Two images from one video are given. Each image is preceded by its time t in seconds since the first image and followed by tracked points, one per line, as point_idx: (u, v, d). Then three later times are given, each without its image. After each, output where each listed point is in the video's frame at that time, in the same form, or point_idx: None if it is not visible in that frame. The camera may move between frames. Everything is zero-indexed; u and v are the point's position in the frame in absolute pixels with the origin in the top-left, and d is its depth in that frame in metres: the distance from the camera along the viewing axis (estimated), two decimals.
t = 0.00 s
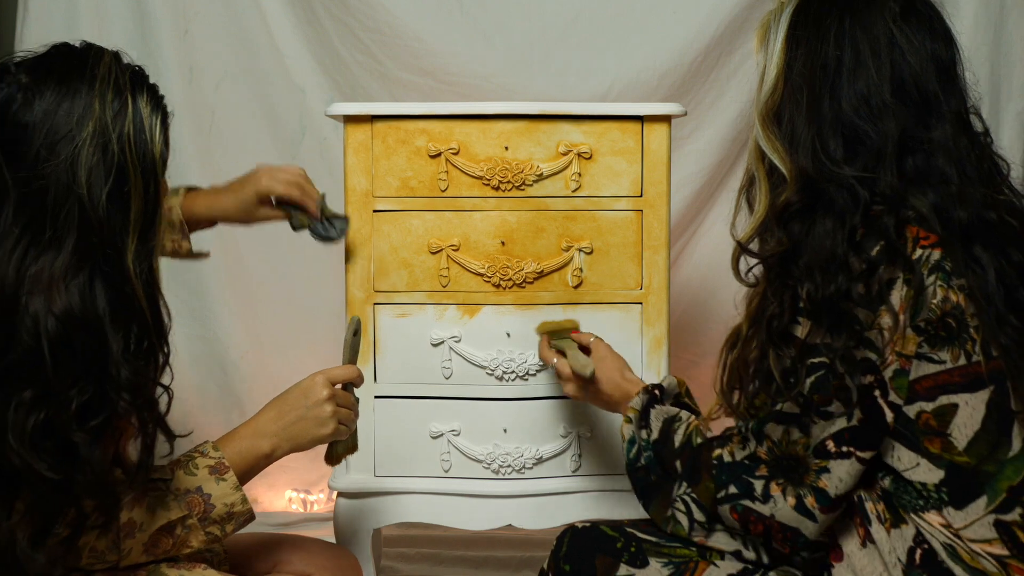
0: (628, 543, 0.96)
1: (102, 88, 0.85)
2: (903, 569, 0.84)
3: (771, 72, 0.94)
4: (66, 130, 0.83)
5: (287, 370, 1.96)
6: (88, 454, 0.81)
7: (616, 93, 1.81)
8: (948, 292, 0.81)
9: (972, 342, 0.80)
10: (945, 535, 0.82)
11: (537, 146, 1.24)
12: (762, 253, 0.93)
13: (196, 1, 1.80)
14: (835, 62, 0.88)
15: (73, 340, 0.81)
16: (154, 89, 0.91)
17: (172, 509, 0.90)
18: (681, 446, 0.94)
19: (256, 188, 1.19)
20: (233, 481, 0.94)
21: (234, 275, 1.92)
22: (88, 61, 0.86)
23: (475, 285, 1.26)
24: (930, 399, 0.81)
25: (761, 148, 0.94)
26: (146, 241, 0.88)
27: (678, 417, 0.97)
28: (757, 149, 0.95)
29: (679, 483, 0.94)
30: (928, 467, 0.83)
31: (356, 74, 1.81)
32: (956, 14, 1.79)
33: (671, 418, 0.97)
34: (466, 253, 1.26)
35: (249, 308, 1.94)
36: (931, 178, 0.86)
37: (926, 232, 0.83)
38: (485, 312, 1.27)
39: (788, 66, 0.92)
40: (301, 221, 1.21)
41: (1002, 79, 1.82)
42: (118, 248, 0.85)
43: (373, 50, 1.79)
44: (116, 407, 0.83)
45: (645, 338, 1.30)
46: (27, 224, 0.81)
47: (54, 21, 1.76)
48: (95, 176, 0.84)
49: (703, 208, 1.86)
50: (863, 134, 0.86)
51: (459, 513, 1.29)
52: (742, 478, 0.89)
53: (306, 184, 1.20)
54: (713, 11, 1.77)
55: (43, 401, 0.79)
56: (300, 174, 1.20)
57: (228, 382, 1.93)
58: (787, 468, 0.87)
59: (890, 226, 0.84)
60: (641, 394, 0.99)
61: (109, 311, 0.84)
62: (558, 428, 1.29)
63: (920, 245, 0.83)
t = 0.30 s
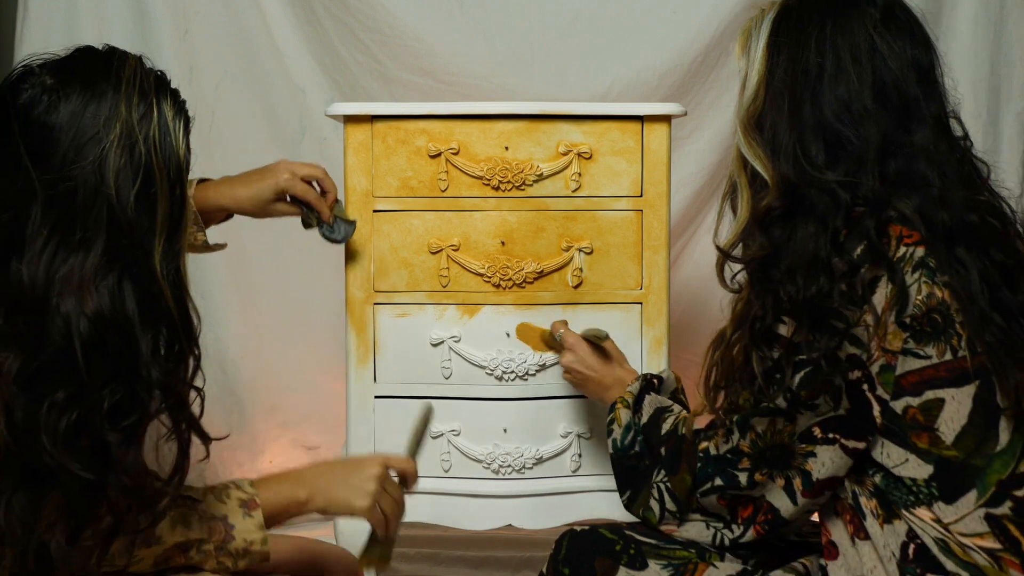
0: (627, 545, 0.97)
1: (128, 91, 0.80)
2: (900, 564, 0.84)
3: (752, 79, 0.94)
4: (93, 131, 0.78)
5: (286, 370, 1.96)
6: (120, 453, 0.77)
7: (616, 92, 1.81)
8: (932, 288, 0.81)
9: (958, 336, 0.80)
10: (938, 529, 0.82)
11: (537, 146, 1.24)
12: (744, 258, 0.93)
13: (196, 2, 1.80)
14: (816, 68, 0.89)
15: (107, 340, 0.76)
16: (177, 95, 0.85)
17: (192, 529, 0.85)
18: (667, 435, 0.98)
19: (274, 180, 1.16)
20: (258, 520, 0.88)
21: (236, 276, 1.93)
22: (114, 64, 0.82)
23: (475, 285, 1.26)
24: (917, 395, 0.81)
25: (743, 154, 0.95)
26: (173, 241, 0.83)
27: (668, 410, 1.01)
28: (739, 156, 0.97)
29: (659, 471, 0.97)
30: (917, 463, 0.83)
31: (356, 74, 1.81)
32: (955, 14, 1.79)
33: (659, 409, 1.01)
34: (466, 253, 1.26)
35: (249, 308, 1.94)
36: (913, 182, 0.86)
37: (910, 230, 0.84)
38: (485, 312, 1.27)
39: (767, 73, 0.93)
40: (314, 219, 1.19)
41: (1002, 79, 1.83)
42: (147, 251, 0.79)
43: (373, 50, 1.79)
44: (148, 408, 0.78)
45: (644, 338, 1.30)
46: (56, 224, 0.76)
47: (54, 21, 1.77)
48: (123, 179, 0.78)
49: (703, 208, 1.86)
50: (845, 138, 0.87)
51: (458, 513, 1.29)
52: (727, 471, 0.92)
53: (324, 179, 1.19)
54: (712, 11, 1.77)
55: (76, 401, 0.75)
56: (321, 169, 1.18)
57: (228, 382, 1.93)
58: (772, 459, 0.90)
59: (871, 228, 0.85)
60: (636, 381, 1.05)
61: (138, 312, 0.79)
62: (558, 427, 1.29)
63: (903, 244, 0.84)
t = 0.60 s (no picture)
0: (626, 546, 0.97)
1: (121, 71, 0.83)
2: (895, 565, 0.84)
3: (739, 85, 0.94)
4: (90, 113, 0.81)
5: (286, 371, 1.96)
6: (146, 430, 0.83)
7: (616, 92, 1.80)
8: (923, 290, 0.81)
9: (949, 338, 0.80)
10: (932, 530, 0.82)
11: (537, 146, 1.24)
12: (734, 265, 0.93)
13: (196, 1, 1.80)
14: (803, 72, 0.89)
15: (127, 313, 0.81)
16: (166, 73, 0.89)
17: (201, 492, 0.89)
18: (664, 433, 1.01)
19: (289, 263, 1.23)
20: (254, 462, 0.91)
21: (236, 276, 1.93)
22: (100, 45, 0.84)
23: (475, 285, 1.26)
24: (909, 397, 0.81)
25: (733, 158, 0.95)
26: (177, 212, 0.88)
27: (666, 405, 1.04)
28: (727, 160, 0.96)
29: (654, 467, 1.01)
30: (910, 464, 0.83)
31: (356, 74, 1.81)
32: (955, 14, 1.79)
33: (658, 404, 1.04)
34: (466, 253, 1.26)
35: (249, 308, 1.94)
36: (903, 184, 0.87)
37: (901, 232, 0.84)
38: (485, 312, 1.27)
39: (756, 76, 0.93)
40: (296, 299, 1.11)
41: (1002, 79, 1.82)
42: (153, 220, 0.83)
43: (373, 50, 1.79)
44: (168, 376, 0.83)
45: (645, 338, 1.30)
46: (68, 202, 0.81)
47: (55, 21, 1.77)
48: (127, 155, 0.82)
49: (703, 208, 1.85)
50: (834, 142, 0.88)
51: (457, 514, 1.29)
52: (722, 470, 0.95)
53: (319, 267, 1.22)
54: (712, 12, 1.77)
55: (103, 373, 0.80)
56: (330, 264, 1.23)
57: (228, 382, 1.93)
58: (767, 459, 0.92)
59: (862, 231, 0.85)
60: (635, 376, 1.07)
61: (152, 285, 0.83)
62: (558, 428, 1.29)
63: (893, 245, 0.84)
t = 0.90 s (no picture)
0: (626, 547, 0.98)
1: (95, 51, 0.91)
2: (895, 565, 0.84)
3: (733, 90, 0.95)
4: (62, 88, 0.88)
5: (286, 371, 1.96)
6: (106, 395, 0.88)
7: (616, 92, 1.80)
8: (922, 291, 0.82)
9: (949, 338, 0.80)
10: (933, 530, 0.82)
11: (537, 146, 1.24)
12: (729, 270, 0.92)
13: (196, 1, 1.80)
14: (797, 75, 0.89)
15: (88, 284, 0.87)
16: (142, 54, 0.96)
17: (249, 436, 1.01)
18: (666, 433, 1.02)
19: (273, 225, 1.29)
20: (293, 405, 1.04)
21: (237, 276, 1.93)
22: (79, 27, 0.92)
23: (475, 285, 1.26)
24: (908, 398, 0.82)
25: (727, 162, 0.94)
26: (148, 186, 0.93)
27: (669, 404, 1.05)
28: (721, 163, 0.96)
29: (657, 469, 1.01)
30: (910, 465, 0.83)
31: (356, 74, 1.81)
32: (956, 14, 1.79)
33: (660, 403, 1.06)
34: (466, 253, 1.26)
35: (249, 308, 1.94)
36: (900, 184, 0.87)
37: (899, 233, 0.84)
38: (485, 312, 1.27)
39: (750, 82, 0.93)
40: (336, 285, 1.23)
41: (1002, 79, 1.83)
42: (121, 191, 0.90)
43: (374, 50, 1.79)
44: (131, 349, 0.89)
45: (644, 338, 1.30)
46: (36, 172, 0.86)
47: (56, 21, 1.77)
48: (95, 127, 0.89)
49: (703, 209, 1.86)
50: (828, 144, 0.87)
51: (457, 514, 1.29)
52: (723, 471, 0.95)
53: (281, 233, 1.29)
54: (712, 12, 1.78)
55: (62, 341, 0.86)
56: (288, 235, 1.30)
57: (228, 382, 1.93)
58: (768, 462, 0.92)
59: (858, 232, 0.85)
60: (637, 374, 1.10)
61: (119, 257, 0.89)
62: (558, 428, 1.29)
63: (892, 246, 0.84)
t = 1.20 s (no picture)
0: (627, 546, 0.98)
1: (100, 36, 0.95)
2: (900, 566, 0.84)
3: (737, 91, 0.95)
4: (66, 71, 0.92)
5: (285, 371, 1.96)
6: (95, 367, 0.91)
7: (616, 93, 1.80)
8: (931, 291, 0.81)
9: (958, 338, 0.80)
10: (939, 532, 0.82)
11: (538, 146, 1.24)
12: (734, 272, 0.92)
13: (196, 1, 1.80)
14: (798, 76, 0.89)
15: (84, 261, 0.91)
16: (149, 40, 1.00)
17: (264, 409, 1.04)
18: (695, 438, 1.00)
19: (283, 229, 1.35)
20: (306, 378, 1.08)
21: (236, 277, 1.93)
22: (87, 15, 0.97)
23: (475, 285, 1.26)
24: (916, 398, 0.81)
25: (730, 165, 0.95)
26: (147, 169, 0.97)
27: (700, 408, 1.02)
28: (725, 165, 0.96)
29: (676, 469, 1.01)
30: (918, 466, 0.83)
31: (356, 74, 1.81)
32: (956, 15, 1.79)
33: (693, 408, 1.02)
34: (466, 253, 1.26)
35: (249, 308, 1.94)
36: (904, 182, 0.87)
37: (908, 232, 0.84)
38: (485, 312, 1.27)
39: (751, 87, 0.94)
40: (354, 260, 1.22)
41: (1002, 79, 1.83)
42: (118, 172, 0.94)
43: (373, 50, 1.79)
44: (123, 326, 0.92)
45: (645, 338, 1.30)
46: (37, 152, 0.91)
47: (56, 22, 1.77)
48: (95, 111, 0.93)
49: (703, 208, 1.85)
50: (830, 145, 0.88)
51: (457, 514, 1.29)
52: (740, 476, 0.94)
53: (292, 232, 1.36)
54: (712, 12, 1.77)
55: (54, 316, 0.90)
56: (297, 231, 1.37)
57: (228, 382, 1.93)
58: (783, 467, 0.91)
59: (860, 233, 0.84)
60: (671, 379, 1.04)
61: (114, 236, 0.93)
62: (558, 428, 1.29)
63: (900, 246, 0.83)
